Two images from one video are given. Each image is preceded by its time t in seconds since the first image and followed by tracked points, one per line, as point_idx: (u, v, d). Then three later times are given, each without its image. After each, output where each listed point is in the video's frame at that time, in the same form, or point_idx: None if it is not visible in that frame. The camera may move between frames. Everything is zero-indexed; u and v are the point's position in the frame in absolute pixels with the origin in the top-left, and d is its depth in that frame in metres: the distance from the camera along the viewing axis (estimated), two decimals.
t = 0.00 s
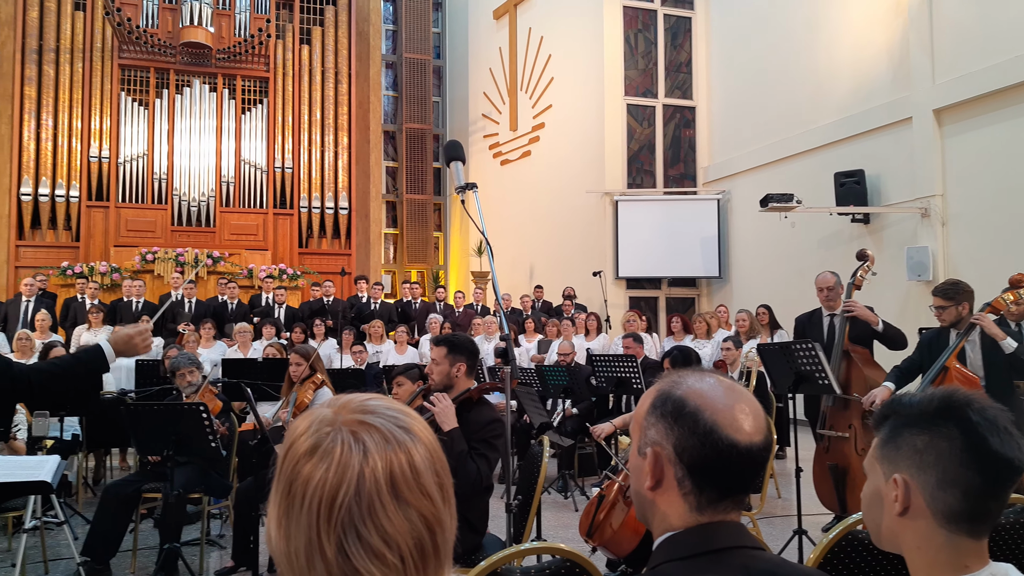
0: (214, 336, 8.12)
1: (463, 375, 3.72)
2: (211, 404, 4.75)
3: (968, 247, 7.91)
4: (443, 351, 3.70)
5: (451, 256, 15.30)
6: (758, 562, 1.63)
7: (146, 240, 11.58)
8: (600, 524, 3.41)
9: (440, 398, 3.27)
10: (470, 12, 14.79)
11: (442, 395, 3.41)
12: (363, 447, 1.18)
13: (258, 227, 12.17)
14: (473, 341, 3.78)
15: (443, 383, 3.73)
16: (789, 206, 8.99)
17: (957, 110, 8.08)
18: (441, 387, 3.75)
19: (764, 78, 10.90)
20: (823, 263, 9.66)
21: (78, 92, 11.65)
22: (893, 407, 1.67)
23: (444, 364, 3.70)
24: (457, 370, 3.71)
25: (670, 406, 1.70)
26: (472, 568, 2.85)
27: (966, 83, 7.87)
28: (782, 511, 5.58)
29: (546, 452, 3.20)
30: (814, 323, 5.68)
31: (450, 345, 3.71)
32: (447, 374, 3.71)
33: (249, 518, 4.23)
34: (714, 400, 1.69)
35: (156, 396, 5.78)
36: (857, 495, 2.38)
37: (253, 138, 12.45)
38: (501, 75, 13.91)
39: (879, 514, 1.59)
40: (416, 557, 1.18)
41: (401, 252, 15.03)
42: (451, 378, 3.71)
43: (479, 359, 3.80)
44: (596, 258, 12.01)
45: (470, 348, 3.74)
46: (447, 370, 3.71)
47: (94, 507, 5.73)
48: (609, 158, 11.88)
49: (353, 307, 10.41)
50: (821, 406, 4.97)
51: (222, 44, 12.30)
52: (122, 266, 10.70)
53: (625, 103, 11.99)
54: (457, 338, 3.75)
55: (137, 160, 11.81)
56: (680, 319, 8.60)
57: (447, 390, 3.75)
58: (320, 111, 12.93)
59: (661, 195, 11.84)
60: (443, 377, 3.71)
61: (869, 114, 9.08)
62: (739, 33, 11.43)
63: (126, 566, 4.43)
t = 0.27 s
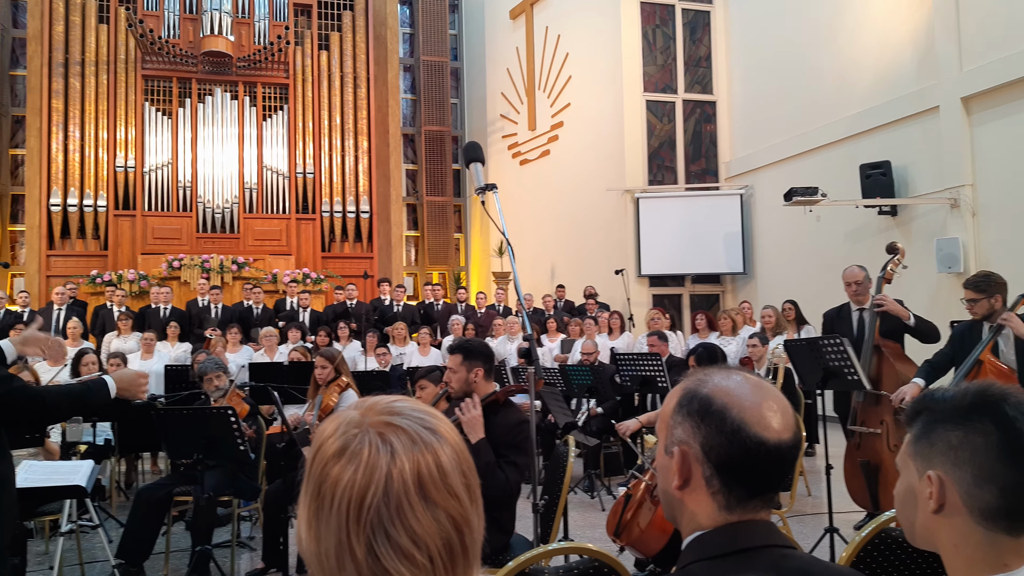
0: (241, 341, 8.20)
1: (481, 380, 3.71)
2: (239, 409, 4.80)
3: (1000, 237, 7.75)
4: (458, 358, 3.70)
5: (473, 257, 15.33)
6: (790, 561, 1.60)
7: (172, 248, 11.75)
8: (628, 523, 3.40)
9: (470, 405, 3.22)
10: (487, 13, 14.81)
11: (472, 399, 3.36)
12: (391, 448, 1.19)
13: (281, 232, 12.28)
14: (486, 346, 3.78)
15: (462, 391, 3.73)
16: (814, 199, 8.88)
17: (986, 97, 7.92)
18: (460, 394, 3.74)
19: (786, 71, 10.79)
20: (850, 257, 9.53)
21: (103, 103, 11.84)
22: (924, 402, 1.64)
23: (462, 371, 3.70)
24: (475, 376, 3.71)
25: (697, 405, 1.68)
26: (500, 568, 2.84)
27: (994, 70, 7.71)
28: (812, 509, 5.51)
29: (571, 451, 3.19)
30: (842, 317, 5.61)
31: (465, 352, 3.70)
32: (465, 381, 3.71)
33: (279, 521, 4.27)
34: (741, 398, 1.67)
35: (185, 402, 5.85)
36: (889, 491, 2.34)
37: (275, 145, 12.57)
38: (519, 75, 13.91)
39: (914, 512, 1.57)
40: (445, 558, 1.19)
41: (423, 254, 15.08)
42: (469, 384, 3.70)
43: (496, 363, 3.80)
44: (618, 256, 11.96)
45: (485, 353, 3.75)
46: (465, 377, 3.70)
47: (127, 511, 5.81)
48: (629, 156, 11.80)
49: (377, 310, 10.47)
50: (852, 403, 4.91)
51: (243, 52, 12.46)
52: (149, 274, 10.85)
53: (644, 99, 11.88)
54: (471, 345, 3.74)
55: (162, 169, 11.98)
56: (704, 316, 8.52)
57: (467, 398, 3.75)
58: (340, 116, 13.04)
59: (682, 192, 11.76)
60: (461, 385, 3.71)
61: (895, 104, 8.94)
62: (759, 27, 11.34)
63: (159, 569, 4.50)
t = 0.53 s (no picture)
0: (272, 343, 8.30)
1: (515, 376, 3.73)
2: (271, 410, 4.86)
3: None
4: (495, 352, 3.72)
5: (499, 257, 15.34)
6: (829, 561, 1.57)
7: (203, 253, 11.91)
8: (660, 523, 3.38)
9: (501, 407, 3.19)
10: (510, 13, 14.81)
11: (503, 401, 3.35)
12: (425, 449, 1.19)
13: (310, 236, 12.38)
14: (523, 342, 3.77)
15: (495, 384, 3.75)
16: (845, 193, 8.74)
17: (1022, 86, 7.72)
18: (494, 387, 3.76)
19: (815, 64, 10.64)
20: (884, 252, 9.36)
21: (134, 111, 12.05)
22: (964, 398, 1.61)
23: (496, 364, 3.71)
24: (508, 371, 3.72)
25: (731, 404, 1.66)
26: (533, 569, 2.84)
27: None
28: (848, 508, 5.42)
29: (602, 451, 3.18)
30: (877, 313, 5.52)
31: (502, 346, 3.72)
32: (499, 375, 3.72)
33: (312, 521, 4.30)
34: (776, 397, 1.65)
35: (218, 404, 5.93)
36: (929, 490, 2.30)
37: (302, 149, 12.69)
38: (543, 74, 13.88)
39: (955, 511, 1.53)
40: (480, 558, 1.19)
41: (449, 255, 15.12)
42: (503, 378, 3.72)
43: (530, 359, 3.80)
44: (646, 254, 11.89)
45: (521, 349, 3.74)
46: (499, 370, 3.72)
47: (163, 512, 5.90)
48: (656, 153, 11.72)
49: (405, 311, 10.53)
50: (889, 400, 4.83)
51: (269, 58, 12.63)
52: (181, 278, 11.02)
53: (670, 95, 11.79)
54: (507, 339, 3.76)
55: (192, 175, 12.16)
56: (734, 313, 8.43)
57: (500, 391, 3.77)
58: (366, 119, 13.13)
59: (710, 188, 11.67)
60: (495, 377, 3.73)
61: (928, 95, 8.76)
62: (786, 20, 11.20)
63: (196, 569, 4.56)
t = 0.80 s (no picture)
0: (297, 342, 8.37)
1: (543, 374, 3.73)
2: (297, 409, 4.89)
3: None
4: (525, 348, 3.72)
5: (522, 256, 15.33)
6: (860, 560, 1.53)
7: (228, 253, 12.05)
8: (685, 522, 3.35)
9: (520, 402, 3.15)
10: (533, 11, 14.80)
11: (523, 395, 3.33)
12: (453, 446, 1.19)
13: (334, 235, 12.46)
14: (554, 341, 3.78)
15: (524, 380, 3.75)
16: (872, 188, 8.62)
17: None
18: (522, 383, 3.76)
19: (841, 59, 10.52)
20: (912, 248, 9.22)
21: (161, 113, 12.23)
22: (998, 396, 1.58)
23: (526, 360, 3.72)
24: (537, 368, 3.73)
25: (760, 401, 1.64)
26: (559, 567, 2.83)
27: None
28: (877, 507, 5.34)
29: (627, 450, 3.16)
30: (906, 310, 5.43)
31: (533, 343, 3.73)
32: (528, 372, 3.73)
33: (337, 519, 4.33)
34: (806, 393, 1.62)
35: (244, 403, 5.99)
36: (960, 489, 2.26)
37: (326, 149, 12.78)
38: (565, 72, 13.85)
39: (989, 509, 1.50)
40: (508, 555, 1.18)
41: (472, 254, 15.15)
42: (532, 375, 3.73)
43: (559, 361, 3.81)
44: (670, 252, 11.81)
45: (551, 348, 3.75)
46: (528, 367, 3.72)
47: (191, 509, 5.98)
48: (680, 149, 11.68)
49: (428, 310, 10.57)
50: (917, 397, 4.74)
51: (293, 59, 12.73)
52: (208, 278, 11.16)
53: (694, 92, 11.75)
54: (539, 337, 3.76)
55: (217, 176, 12.31)
56: (761, 311, 8.36)
57: (527, 387, 3.77)
58: (389, 118, 13.19)
59: (735, 184, 11.57)
60: (524, 374, 3.73)
61: (957, 88, 8.61)
62: (812, 14, 11.07)
63: (224, 566, 4.61)
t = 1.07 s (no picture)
0: (318, 343, 8.42)
1: (565, 374, 3.73)
2: (319, 409, 4.93)
3: None
4: (546, 348, 3.72)
5: (541, 255, 15.32)
6: (887, 557, 1.50)
7: (250, 255, 12.16)
8: (708, 521, 3.34)
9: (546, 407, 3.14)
10: (550, 10, 14.77)
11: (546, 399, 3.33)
12: (476, 446, 1.19)
13: (354, 236, 12.52)
14: (577, 340, 3.77)
15: (545, 380, 3.74)
16: (895, 183, 8.51)
17: None
18: (543, 383, 3.76)
19: (863, 52, 10.39)
20: (937, 243, 9.08)
21: (182, 117, 12.37)
22: None
23: (547, 360, 3.72)
24: (559, 368, 3.72)
25: (783, 399, 1.62)
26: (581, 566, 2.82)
27: None
28: (903, 506, 5.27)
29: (649, 448, 3.15)
30: (931, 306, 5.36)
31: (554, 342, 3.73)
32: (549, 372, 3.73)
33: (360, 518, 4.35)
34: (829, 391, 1.60)
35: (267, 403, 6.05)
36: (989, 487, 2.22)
37: (346, 150, 12.85)
38: (584, 70, 13.80)
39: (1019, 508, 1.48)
40: (532, 555, 1.18)
41: (492, 253, 15.16)
42: (553, 375, 3.72)
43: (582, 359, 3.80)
44: (691, 249, 11.74)
45: (573, 347, 3.75)
46: (550, 367, 3.72)
47: (215, 510, 6.04)
48: (701, 145, 11.61)
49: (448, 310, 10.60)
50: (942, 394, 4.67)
51: (312, 61, 12.80)
52: (230, 280, 11.28)
53: (713, 88, 11.68)
54: (559, 336, 3.76)
55: (238, 178, 12.43)
56: (783, 308, 8.29)
57: (549, 388, 3.77)
58: (408, 119, 13.24)
59: (755, 181, 11.49)
60: (546, 374, 3.73)
61: (982, 80, 8.47)
62: (832, 8, 10.95)
63: (248, 566, 4.65)
